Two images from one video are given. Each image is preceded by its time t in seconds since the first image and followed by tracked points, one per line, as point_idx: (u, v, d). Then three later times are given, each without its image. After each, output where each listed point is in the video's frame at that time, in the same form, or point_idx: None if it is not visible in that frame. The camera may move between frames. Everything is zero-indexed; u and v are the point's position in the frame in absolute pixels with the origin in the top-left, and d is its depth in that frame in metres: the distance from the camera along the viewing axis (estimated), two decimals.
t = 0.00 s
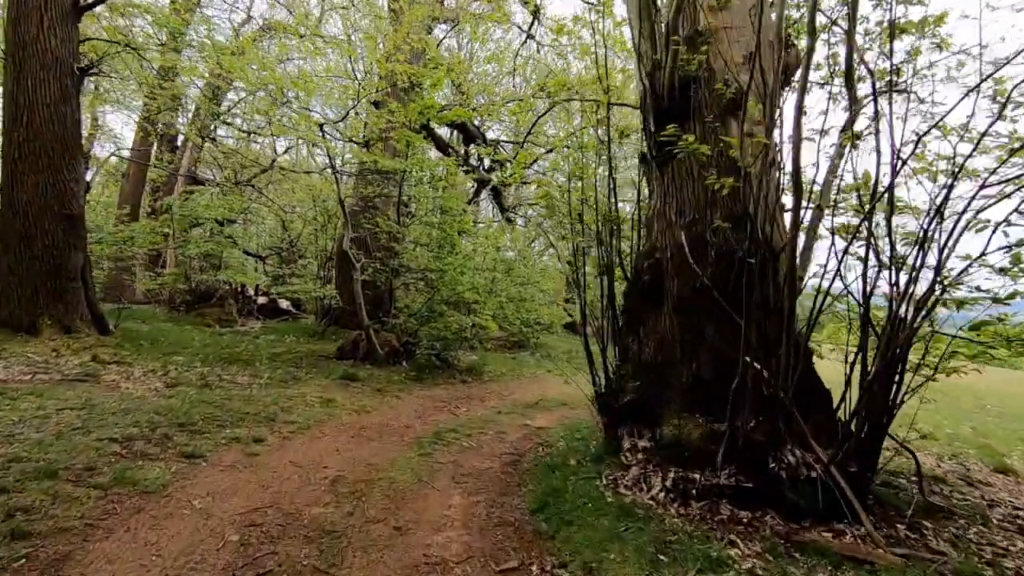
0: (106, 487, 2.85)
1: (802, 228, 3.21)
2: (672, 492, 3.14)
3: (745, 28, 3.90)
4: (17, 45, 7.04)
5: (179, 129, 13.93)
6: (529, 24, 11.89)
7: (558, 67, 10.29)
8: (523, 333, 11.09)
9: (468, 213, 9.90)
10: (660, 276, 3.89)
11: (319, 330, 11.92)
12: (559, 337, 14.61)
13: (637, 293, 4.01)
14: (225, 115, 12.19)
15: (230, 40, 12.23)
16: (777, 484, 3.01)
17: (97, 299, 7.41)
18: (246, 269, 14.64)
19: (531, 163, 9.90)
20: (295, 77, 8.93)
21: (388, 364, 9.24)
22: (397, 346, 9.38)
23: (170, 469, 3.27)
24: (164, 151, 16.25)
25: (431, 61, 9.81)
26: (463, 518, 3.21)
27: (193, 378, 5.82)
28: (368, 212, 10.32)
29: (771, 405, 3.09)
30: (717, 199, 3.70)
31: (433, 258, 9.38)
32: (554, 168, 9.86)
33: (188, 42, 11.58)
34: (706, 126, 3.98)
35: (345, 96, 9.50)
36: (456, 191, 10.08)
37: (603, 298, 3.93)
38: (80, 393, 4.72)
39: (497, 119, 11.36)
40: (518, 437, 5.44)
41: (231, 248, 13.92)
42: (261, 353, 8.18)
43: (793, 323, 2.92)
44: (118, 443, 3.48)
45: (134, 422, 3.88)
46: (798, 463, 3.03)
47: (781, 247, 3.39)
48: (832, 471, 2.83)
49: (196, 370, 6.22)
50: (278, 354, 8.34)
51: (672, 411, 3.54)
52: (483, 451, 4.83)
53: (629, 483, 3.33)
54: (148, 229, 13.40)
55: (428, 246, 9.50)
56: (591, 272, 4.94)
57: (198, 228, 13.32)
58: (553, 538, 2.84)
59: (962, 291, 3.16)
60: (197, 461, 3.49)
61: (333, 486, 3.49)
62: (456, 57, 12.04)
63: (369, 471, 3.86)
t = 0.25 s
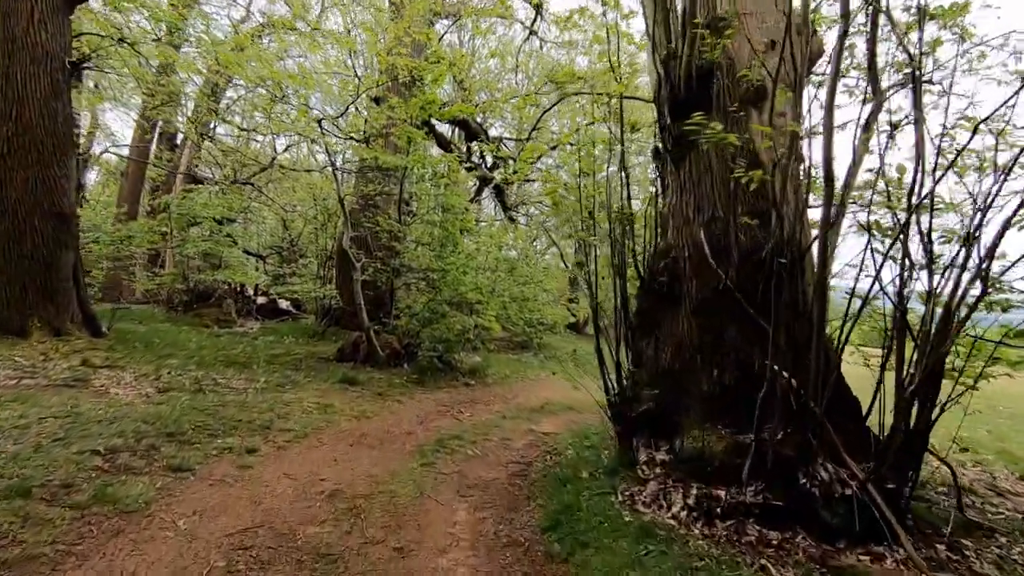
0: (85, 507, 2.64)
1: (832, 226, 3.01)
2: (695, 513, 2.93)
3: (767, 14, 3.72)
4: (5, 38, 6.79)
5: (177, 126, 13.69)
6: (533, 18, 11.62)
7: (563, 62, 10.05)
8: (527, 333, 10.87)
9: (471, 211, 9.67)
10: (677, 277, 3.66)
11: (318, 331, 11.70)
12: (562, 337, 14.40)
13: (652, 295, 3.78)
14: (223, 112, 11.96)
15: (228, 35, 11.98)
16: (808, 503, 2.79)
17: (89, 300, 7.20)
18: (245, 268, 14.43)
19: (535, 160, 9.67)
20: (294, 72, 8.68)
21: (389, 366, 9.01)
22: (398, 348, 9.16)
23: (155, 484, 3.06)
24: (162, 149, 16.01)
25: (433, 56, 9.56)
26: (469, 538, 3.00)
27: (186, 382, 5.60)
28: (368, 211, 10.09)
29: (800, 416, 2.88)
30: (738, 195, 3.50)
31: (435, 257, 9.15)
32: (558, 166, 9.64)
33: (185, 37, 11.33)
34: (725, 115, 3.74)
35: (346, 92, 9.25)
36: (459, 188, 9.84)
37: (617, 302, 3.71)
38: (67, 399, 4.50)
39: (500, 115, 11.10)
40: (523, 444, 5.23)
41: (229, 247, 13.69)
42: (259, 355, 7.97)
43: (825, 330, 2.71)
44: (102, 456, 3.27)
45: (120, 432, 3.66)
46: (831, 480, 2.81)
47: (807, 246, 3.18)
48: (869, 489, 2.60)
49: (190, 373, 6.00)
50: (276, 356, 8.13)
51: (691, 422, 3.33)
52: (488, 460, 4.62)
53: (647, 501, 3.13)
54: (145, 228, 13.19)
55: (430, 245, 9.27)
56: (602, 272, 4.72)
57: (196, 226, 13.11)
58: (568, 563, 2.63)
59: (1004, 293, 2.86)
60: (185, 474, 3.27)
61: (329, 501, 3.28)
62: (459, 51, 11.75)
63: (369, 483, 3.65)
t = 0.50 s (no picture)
0: (54, 522, 2.42)
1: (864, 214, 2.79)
2: (721, 525, 2.71)
3: None
4: None
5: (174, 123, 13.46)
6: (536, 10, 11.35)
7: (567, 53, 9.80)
8: (530, 332, 10.63)
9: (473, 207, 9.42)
10: (695, 271, 3.45)
11: (318, 330, 11.47)
12: (566, 336, 14.16)
13: (668, 291, 3.57)
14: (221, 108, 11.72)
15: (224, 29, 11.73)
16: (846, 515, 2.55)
17: (81, 299, 6.98)
18: (243, 267, 14.21)
19: (538, 152, 9.41)
20: (291, 65, 8.43)
21: (389, 366, 8.78)
22: (399, 347, 8.93)
23: (136, 495, 2.83)
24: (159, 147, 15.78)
25: (434, 48, 9.32)
26: (475, 552, 2.77)
27: (178, 384, 5.36)
28: (368, 207, 9.86)
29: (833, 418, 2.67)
30: (761, 181, 3.28)
31: (436, 254, 8.91)
32: (562, 160, 9.40)
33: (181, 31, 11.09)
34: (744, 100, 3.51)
35: (345, 85, 9.01)
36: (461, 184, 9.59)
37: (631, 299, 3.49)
38: (51, 402, 4.28)
39: (503, 110, 10.85)
40: (530, 448, 5.00)
41: (228, 245, 13.47)
42: (255, 355, 7.75)
43: (861, 324, 2.50)
44: (80, 464, 3.05)
45: (102, 437, 3.44)
46: (871, 490, 2.56)
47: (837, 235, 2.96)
48: (915, 502, 2.35)
49: (183, 375, 5.78)
50: (273, 356, 7.91)
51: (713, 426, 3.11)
52: (493, 465, 4.39)
53: (668, 512, 2.90)
54: (142, 226, 12.97)
55: (431, 242, 9.04)
56: (613, 267, 4.48)
57: (193, 224, 12.89)
58: None
59: None
60: (169, 483, 3.05)
61: (324, 512, 3.05)
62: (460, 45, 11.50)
63: (367, 492, 3.41)
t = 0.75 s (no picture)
0: (21, 552, 2.20)
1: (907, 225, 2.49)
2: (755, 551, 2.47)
3: None
4: None
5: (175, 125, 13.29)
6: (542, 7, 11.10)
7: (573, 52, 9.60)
8: (537, 336, 10.38)
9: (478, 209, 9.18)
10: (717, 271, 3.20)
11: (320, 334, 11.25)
12: (573, 339, 13.89)
13: (687, 293, 3.30)
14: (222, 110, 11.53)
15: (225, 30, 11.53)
16: (895, 541, 2.30)
17: (76, 303, 6.79)
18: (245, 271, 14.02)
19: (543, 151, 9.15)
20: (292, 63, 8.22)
21: (393, 372, 8.54)
22: (403, 352, 8.69)
23: (114, 518, 2.61)
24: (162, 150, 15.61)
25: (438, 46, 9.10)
26: None
27: (171, 392, 5.15)
28: (371, 209, 9.65)
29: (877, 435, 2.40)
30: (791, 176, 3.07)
31: (440, 257, 8.68)
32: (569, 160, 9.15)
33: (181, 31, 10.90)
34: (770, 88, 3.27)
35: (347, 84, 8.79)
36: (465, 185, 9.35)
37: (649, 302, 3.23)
38: (36, 413, 4.07)
39: (508, 109, 10.60)
40: (539, 460, 4.75)
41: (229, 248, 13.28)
42: (255, 361, 7.53)
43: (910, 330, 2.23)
44: (56, 483, 2.82)
45: (83, 453, 3.21)
46: (922, 515, 2.30)
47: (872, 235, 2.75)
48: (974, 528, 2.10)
49: (177, 382, 5.56)
50: (273, 361, 7.69)
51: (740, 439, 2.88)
52: (501, 479, 4.15)
53: (695, 536, 2.66)
54: (142, 229, 12.80)
55: (435, 245, 8.80)
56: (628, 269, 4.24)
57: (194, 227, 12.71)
58: None
59: None
60: (152, 504, 2.82)
61: (319, 535, 2.82)
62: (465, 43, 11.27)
63: (367, 510, 3.18)
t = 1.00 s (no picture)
0: None
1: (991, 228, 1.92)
2: None
3: None
4: None
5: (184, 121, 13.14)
6: None
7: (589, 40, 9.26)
8: (551, 335, 10.11)
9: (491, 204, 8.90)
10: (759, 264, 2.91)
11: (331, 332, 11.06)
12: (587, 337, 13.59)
13: (724, 289, 3.03)
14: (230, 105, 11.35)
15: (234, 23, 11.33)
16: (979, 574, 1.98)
17: (81, 300, 6.63)
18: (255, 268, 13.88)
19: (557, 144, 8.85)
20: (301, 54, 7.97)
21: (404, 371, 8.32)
22: (414, 351, 8.46)
23: (100, 535, 2.39)
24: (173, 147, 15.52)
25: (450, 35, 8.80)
26: None
27: (175, 393, 4.94)
28: (381, 204, 9.41)
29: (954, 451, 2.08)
30: (843, 158, 2.78)
31: (453, 253, 8.42)
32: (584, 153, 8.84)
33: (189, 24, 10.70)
34: (818, 62, 2.96)
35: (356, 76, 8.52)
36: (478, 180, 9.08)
37: (684, 296, 2.95)
38: (30, 415, 3.88)
39: (523, 101, 10.28)
40: (559, 466, 4.49)
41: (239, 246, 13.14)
42: (263, 360, 7.34)
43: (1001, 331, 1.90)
44: (40, 494, 2.61)
45: (73, 459, 3.00)
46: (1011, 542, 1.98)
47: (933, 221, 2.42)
48: None
49: (182, 382, 5.36)
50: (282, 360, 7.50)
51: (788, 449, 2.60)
52: (519, 487, 3.89)
53: (743, 560, 2.37)
54: (152, 226, 12.68)
55: (447, 241, 8.55)
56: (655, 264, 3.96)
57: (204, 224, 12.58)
58: None
59: None
60: (143, 517, 2.60)
61: (323, 553, 2.58)
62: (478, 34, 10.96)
63: (375, 524, 2.94)
